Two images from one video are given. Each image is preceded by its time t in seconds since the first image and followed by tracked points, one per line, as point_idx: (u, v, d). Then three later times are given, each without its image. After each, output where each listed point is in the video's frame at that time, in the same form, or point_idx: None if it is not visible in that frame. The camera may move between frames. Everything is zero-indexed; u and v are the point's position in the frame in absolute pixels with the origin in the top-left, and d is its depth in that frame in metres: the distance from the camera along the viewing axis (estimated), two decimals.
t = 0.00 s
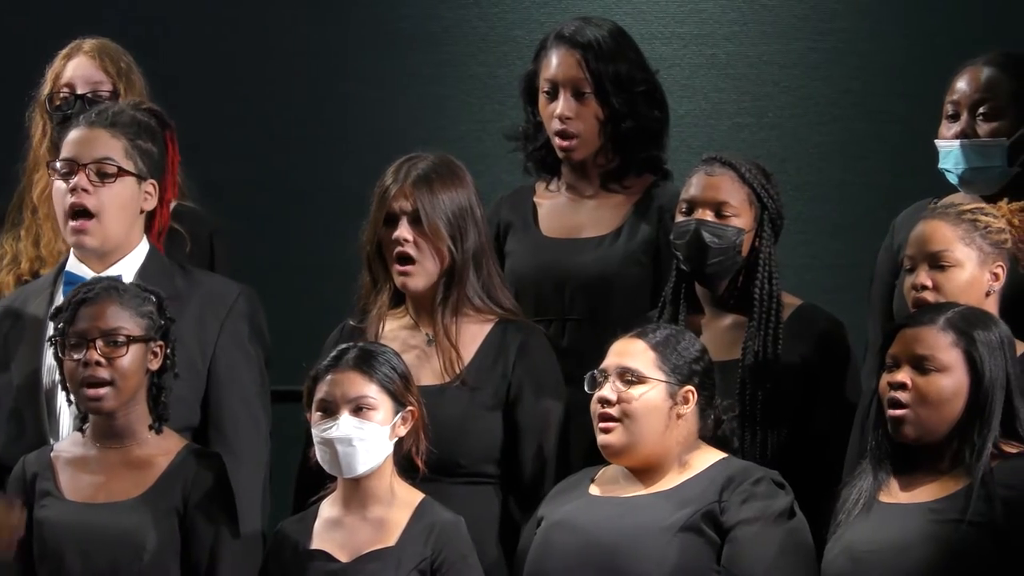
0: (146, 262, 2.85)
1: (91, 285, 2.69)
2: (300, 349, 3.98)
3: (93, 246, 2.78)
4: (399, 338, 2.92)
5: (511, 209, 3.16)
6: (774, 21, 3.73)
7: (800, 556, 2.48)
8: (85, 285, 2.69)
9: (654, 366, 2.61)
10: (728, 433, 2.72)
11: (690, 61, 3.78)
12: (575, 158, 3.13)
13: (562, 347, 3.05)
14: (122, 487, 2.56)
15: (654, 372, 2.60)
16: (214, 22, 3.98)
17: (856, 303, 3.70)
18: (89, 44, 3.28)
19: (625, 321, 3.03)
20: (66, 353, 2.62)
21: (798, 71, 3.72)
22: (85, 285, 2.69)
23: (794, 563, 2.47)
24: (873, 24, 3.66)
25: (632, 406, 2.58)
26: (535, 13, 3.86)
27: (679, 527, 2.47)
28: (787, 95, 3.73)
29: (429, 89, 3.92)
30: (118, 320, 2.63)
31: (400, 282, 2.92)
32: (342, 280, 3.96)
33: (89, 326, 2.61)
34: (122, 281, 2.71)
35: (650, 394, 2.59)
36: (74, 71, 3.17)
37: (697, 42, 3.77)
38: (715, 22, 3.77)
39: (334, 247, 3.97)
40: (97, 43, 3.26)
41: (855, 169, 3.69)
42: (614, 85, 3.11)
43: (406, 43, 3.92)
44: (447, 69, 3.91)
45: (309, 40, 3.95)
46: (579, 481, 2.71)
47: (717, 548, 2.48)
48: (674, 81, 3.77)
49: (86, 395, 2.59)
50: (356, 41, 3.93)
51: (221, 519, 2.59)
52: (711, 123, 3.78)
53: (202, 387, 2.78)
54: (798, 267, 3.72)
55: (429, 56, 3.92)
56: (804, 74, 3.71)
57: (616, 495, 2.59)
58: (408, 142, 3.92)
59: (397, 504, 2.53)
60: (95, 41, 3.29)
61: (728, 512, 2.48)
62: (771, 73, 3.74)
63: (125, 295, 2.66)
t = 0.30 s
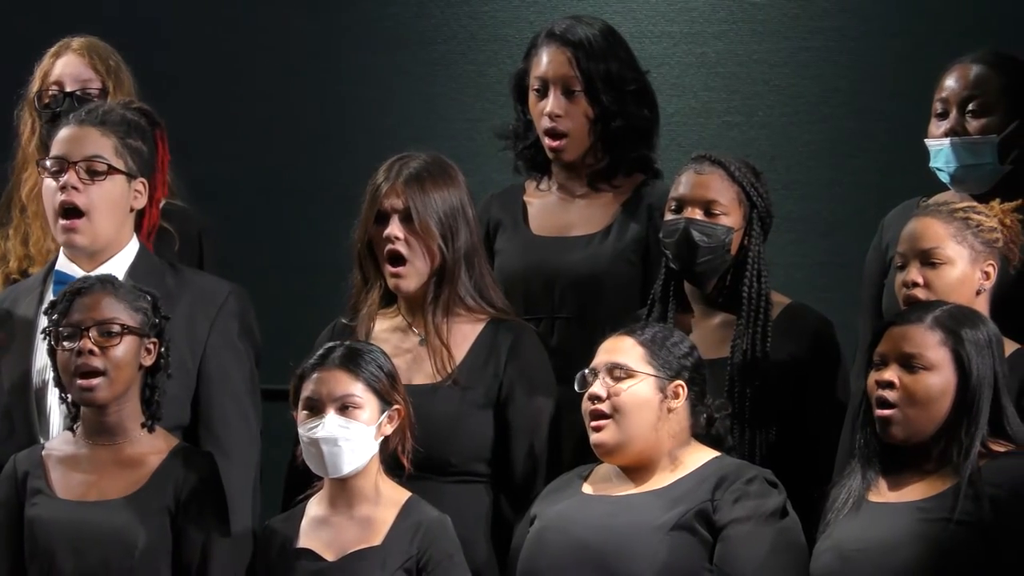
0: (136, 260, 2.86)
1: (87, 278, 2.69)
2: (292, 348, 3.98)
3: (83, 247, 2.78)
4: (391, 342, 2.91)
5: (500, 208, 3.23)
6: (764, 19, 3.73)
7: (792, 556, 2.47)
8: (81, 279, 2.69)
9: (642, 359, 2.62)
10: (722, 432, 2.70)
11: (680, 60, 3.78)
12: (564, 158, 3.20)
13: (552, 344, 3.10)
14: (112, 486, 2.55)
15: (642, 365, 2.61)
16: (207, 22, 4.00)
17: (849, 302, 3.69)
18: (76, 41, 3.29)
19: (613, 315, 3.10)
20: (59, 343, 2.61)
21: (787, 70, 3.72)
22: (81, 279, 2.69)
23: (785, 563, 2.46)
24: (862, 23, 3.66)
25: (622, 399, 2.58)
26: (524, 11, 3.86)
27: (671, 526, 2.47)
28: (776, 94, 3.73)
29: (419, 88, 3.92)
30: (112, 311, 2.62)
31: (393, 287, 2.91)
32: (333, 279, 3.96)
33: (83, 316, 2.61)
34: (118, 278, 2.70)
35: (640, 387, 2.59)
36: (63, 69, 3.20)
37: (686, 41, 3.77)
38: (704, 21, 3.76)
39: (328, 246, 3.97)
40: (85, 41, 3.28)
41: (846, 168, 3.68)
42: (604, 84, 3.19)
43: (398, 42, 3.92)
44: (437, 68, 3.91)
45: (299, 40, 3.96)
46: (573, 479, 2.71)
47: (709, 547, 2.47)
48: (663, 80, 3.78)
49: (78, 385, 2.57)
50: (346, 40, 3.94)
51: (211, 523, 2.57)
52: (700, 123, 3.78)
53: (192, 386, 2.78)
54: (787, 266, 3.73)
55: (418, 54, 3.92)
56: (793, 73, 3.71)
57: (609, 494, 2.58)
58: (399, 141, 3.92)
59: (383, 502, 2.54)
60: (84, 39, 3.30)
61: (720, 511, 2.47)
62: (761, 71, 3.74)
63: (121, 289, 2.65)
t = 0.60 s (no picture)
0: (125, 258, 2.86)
1: (74, 283, 2.67)
2: (281, 347, 3.98)
3: (73, 246, 2.78)
4: (382, 341, 2.92)
5: (489, 207, 3.24)
6: (754, 18, 3.73)
7: (782, 555, 2.47)
8: (69, 284, 2.67)
9: (629, 355, 2.62)
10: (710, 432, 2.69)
11: (670, 58, 3.78)
12: (552, 157, 3.21)
13: (541, 343, 3.11)
14: (105, 485, 2.55)
15: (629, 361, 2.61)
16: (197, 21, 4.00)
17: (837, 301, 3.70)
18: (64, 41, 3.29)
19: (604, 313, 3.10)
20: (50, 354, 2.59)
21: (777, 69, 3.72)
22: (69, 284, 2.67)
23: (774, 562, 2.46)
24: (851, 22, 3.66)
25: (613, 397, 2.58)
26: (513, 10, 3.86)
27: (662, 525, 2.47)
28: (766, 93, 3.74)
29: (408, 87, 3.92)
30: (102, 320, 2.60)
31: (382, 282, 2.91)
32: (322, 278, 3.96)
33: (73, 327, 2.59)
34: (105, 279, 2.68)
35: (629, 384, 2.59)
36: (52, 69, 3.20)
37: (675, 41, 3.77)
38: (694, 20, 3.77)
39: (318, 245, 3.97)
40: (74, 40, 3.27)
41: (836, 167, 3.69)
42: (592, 84, 3.20)
43: (387, 40, 3.92)
44: (426, 67, 3.91)
45: (290, 39, 3.96)
46: (563, 477, 2.71)
47: (699, 546, 2.47)
48: (652, 79, 3.78)
49: (70, 397, 2.57)
50: (336, 39, 3.94)
51: (202, 526, 2.56)
52: (689, 121, 3.78)
53: (181, 385, 2.78)
54: (776, 264, 3.73)
55: (406, 53, 3.91)
56: (783, 72, 3.72)
57: (598, 493, 2.59)
58: (389, 139, 3.92)
59: (372, 500, 2.54)
60: (71, 38, 3.30)
61: (710, 510, 2.47)
62: (751, 71, 3.74)
63: (109, 293, 2.64)
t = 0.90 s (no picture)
0: (109, 255, 2.85)
1: (60, 278, 2.65)
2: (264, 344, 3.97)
3: (52, 231, 2.76)
4: (365, 336, 2.92)
5: (471, 204, 3.24)
6: (738, 16, 3.75)
7: (764, 553, 2.48)
8: (53, 279, 2.66)
9: (614, 352, 2.63)
10: (686, 428, 2.76)
11: (654, 55, 3.79)
12: (535, 152, 3.21)
13: (524, 341, 3.11)
14: (89, 482, 2.54)
15: (614, 357, 2.62)
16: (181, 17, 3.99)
17: (820, 298, 3.71)
18: (49, 37, 3.27)
19: (588, 310, 3.11)
20: (34, 349, 2.58)
21: (762, 66, 3.73)
22: (54, 279, 2.66)
23: (757, 561, 2.46)
24: (836, 19, 3.67)
25: (599, 393, 2.59)
26: (499, 7, 3.85)
27: (644, 522, 2.48)
28: (750, 90, 3.74)
29: (393, 84, 3.91)
30: (86, 316, 2.59)
31: (363, 267, 2.90)
32: (306, 275, 3.96)
33: (57, 322, 2.57)
34: (90, 275, 2.67)
35: (615, 380, 2.60)
36: (36, 66, 3.19)
37: (661, 37, 3.79)
38: (679, 17, 3.78)
39: (301, 243, 3.96)
40: (58, 37, 3.26)
41: (820, 164, 3.70)
42: (575, 80, 3.20)
43: (373, 36, 3.91)
44: (411, 64, 3.90)
45: (275, 36, 3.95)
46: (545, 474, 2.71)
47: (682, 543, 2.48)
48: (637, 76, 3.79)
49: (53, 390, 2.55)
50: (321, 36, 3.93)
51: (184, 521, 2.56)
52: (673, 118, 3.79)
53: (165, 382, 2.78)
54: (757, 261, 3.75)
55: (391, 49, 3.91)
56: (768, 69, 3.73)
57: (580, 491, 2.59)
58: (373, 136, 3.91)
59: (357, 498, 2.54)
60: (55, 35, 3.28)
61: (693, 507, 2.48)
62: (736, 68, 3.75)
63: (93, 289, 2.63)
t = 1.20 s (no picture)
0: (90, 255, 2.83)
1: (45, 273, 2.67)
2: (244, 344, 3.96)
3: (35, 244, 2.76)
4: (347, 338, 2.91)
5: (453, 203, 3.23)
6: (721, 16, 3.76)
7: (746, 552, 2.49)
8: (39, 273, 2.67)
9: (594, 350, 2.64)
10: (665, 429, 2.71)
11: (637, 55, 3.80)
12: (518, 156, 3.21)
13: (506, 340, 3.12)
14: (72, 481, 2.53)
15: (594, 354, 2.63)
16: (162, 17, 3.98)
17: (801, 296, 3.72)
18: (32, 36, 3.27)
19: (569, 309, 3.12)
20: (19, 335, 2.59)
21: (745, 66, 3.75)
22: (39, 273, 2.67)
23: (739, 560, 2.47)
24: (817, 19, 3.69)
25: (579, 390, 2.60)
26: (481, 7, 3.86)
27: (626, 522, 2.48)
28: (733, 90, 3.76)
29: (375, 82, 3.91)
30: (72, 304, 2.60)
31: (348, 279, 2.91)
32: (286, 276, 3.95)
33: (42, 307, 2.59)
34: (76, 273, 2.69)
35: (596, 377, 2.61)
36: (19, 64, 3.20)
37: (643, 37, 3.80)
38: (662, 17, 3.79)
39: (282, 243, 3.95)
40: (41, 36, 3.25)
41: (802, 162, 3.72)
42: (557, 80, 3.21)
43: (355, 35, 3.91)
44: (393, 62, 3.90)
45: (256, 35, 3.94)
46: (527, 473, 2.71)
47: (663, 543, 2.48)
48: (620, 75, 3.80)
49: (35, 379, 2.55)
50: (303, 35, 3.93)
51: (167, 518, 2.55)
52: (656, 117, 3.80)
53: (146, 383, 2.76)
54: (738, 261, 3.76)
55: (373, 48, 3.91)
56: (752, 68, 3.75)
57: (562, 492, 2.59)
58: (355, 134, 3.92)
59: (340, 497, 2.54)
60: (38, 34, 3.27)
61: (674, 507, 2.49)
62: (719, 68, 3.77)
63: (82, 283, 2.64)
